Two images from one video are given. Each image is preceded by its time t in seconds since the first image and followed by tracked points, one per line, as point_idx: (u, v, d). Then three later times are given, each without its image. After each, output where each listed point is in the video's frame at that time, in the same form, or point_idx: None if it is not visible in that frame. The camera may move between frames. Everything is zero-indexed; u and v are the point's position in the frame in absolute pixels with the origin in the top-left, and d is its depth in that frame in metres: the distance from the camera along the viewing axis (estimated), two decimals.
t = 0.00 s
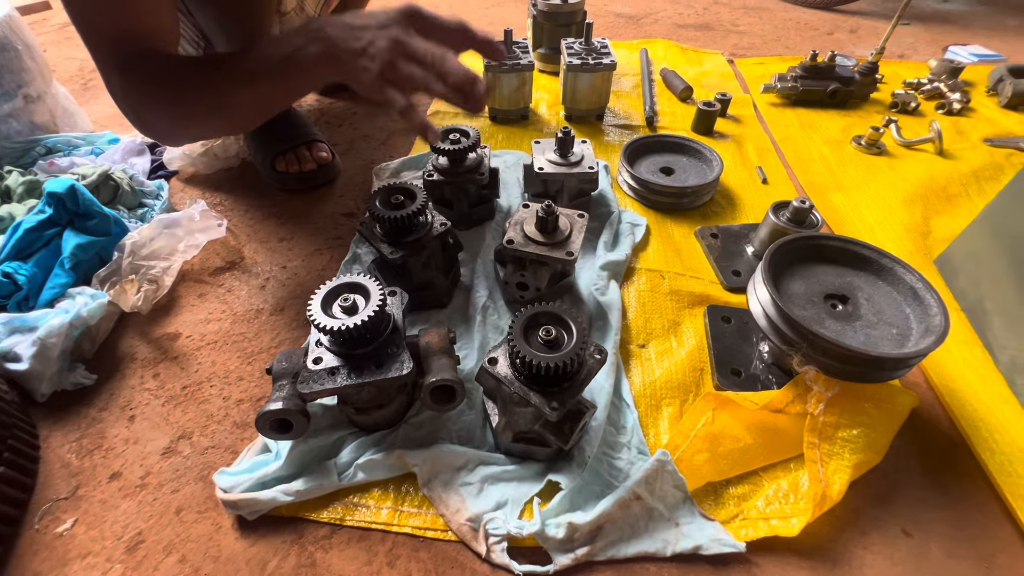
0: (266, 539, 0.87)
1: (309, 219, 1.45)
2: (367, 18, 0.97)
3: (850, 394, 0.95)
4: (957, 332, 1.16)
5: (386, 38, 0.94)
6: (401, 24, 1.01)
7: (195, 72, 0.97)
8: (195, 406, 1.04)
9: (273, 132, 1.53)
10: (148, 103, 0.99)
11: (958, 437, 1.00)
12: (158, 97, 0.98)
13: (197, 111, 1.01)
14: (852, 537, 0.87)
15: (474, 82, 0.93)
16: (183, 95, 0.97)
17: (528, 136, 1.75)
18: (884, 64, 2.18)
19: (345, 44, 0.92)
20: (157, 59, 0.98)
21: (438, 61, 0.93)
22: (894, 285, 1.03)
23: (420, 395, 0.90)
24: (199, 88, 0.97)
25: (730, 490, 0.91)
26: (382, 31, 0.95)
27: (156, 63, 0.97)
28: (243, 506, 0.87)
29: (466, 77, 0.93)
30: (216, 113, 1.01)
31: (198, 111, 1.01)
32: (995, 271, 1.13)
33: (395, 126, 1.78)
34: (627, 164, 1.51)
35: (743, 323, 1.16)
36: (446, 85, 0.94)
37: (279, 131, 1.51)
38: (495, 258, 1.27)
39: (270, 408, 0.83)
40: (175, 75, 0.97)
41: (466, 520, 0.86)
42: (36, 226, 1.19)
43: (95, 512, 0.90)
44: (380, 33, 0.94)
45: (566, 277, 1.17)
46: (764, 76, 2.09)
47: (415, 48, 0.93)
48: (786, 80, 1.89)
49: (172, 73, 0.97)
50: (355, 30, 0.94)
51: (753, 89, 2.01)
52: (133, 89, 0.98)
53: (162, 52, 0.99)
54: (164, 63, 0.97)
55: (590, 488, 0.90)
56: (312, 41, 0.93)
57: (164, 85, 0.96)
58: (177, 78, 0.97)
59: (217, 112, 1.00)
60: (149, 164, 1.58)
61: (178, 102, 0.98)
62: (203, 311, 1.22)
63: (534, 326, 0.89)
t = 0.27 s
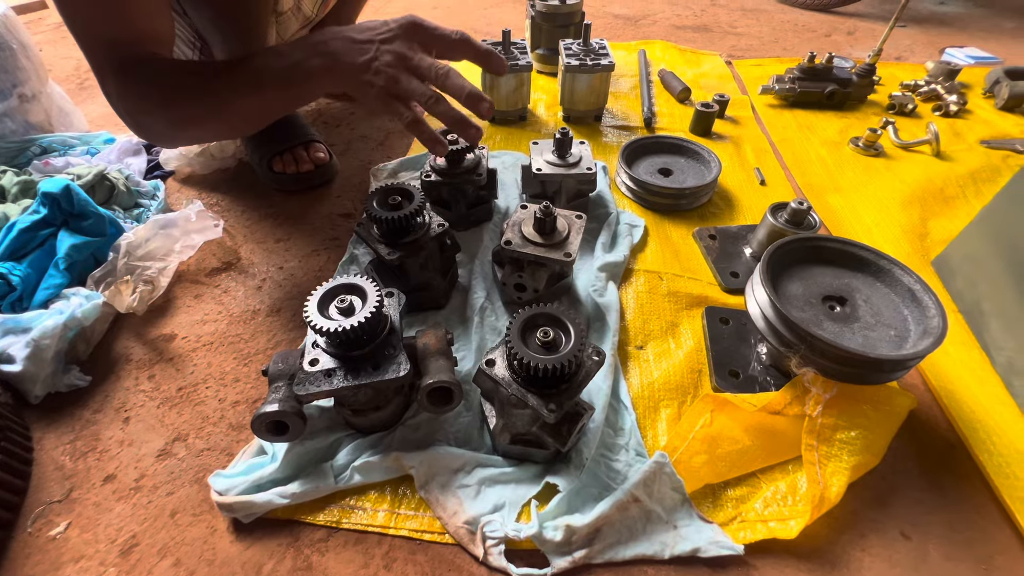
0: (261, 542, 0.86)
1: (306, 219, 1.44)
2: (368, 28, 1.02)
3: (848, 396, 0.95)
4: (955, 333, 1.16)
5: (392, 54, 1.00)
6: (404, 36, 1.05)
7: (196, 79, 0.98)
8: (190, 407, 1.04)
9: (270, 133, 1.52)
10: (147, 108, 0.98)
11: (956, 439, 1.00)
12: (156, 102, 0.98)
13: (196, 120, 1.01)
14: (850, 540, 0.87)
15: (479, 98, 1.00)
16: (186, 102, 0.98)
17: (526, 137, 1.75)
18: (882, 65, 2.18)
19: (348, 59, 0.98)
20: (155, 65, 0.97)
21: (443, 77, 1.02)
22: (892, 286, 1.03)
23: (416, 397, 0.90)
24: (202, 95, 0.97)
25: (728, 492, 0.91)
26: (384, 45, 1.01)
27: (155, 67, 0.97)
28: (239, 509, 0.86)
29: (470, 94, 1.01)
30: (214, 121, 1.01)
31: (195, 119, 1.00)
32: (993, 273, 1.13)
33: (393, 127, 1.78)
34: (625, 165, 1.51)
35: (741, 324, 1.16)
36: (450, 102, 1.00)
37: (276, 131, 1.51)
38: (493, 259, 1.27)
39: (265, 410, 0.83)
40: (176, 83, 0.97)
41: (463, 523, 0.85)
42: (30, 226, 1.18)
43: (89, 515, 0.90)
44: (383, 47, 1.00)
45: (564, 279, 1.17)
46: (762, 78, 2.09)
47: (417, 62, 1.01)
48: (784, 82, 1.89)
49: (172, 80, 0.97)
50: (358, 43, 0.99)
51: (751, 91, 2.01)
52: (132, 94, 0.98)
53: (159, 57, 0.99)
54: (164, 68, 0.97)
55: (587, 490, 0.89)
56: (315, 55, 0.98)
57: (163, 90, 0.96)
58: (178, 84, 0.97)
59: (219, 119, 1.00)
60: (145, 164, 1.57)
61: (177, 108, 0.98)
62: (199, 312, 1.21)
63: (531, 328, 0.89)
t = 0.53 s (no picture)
0: (258, 543, 0.85)
1: (304, 218, 1.43)
2: (374, 59, 1.03)
3: (851, 397, 0.94)
4: (957, 333, 1.15)
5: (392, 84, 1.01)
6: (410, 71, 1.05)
7: (198, 84, 0.97)
8: (187, 408, 1.03)
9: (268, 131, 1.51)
10: (146, 112, 0.97)
11: (958, 439, 0.99)
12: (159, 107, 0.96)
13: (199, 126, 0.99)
14: (852, 541, 0.86)
15: (477, 143, 1.02)
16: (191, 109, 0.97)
17: (526, 135, 1.74)
18: (882, 64, 2.17)
19: (355, 89, 1.00)
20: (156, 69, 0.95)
21: (445, 117, 1.02)
22: (894, 286, 1.02)
23: (416, 397, 0.89)
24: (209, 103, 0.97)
25: (729, 493, 0.90)
26: (389, 77, 1.01)
27: (155, 72, 0.95)
28: (236, 511, 0.85)
29: (471, 136, 1.02)
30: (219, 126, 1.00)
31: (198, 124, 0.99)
32: (995, 273, 1.12)
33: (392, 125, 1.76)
34: (626, 164, 1.50)
35: (742, 324, 1.15)
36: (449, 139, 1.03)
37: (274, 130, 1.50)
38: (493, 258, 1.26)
39: (263, 411, 0.82)
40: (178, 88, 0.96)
41: (462, 524, 0.84)
42: (25, 225, 1.17)
43: (84, 516, 0.89)
44: (388, 81, 1.00)
45: (564, 278, 1.16)
46: (762, 76, 2.08)
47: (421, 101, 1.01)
48: (784, 80, 1.88)
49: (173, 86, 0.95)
50: (364, 73, 1.01)
51: (751, 89, 2.00)
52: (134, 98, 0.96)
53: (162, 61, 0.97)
54: (165, 72, 0.95)
55: (588, 491, 0.89)
56: (323, 77, 1.00)
57: (164, 95, 0.95)
58: (179, 90, 0.96)
59: (220, 126, 0.99)
60: (142, 162, 1.56)
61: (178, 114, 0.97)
62: (196, 312, 1.20)
63: (531, 328, 0.88)
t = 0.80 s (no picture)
0: (254, 549, 0.84)
1: (302, 221, 1.42)
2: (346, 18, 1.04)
3: (850, 401, 0.93)
4: (956, 337, 1.15)
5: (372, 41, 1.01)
6: (382, 23, 1.08)
7: (177, 76, 1.00)
8: (183, 412, 1.02)
9: (264, 134, 1.50)
10: (131, 107, 1.00)
11: (958, 444, 0.99)
12: (141, 102, 1.00)
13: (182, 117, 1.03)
14: (852, 547, 0.86)
15: (457, 75, 1.00)
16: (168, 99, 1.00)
17: (525, 138, 1.74)
18: (881, 68, 2.18)
19: (325, 46, 0.99)
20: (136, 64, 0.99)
21: (421, 59, 1.01)
22: (893, 290, 1.02)
23: (413, 402, 0.88)
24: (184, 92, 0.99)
25: (728, 498, 0.90)
26: (361, 31, 1.03)
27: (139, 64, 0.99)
28: (231, 516, 0.85)
29: (450, 71, 1.01)
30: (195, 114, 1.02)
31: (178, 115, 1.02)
32: (994, 276, 1.12)
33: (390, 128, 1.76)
34: (624, 166, 1.50)
35: (741, 328, 1.14)
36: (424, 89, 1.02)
37: (272, 132, 1.50)
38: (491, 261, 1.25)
39: (258, 415, 0.81)
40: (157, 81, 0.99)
41: (459, 530, 0.84)
42: (21, 227, 1.17)
43: (78, 522, 0.88)
44: (360, 34, 1.02)
45: (562, 281, 1.15)
46: (761, 80, 2.08)
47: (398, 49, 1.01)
48: (783, 83, 1.88)
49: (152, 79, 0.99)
50: (335, 31, 1.01)
51: (750, 92, 2.01)
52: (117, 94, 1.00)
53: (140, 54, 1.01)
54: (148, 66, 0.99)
55: (586, 497, 0.88)
56: (292, 44, 0.99)
57: (144, 86, 0.98)
58: (163, 83, 0.99)
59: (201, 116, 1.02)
60: (140, 165, 1.55)
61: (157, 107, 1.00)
62: (192, 314, 1.19)
63: (529, 331, 0.88)
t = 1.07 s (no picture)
0: (248, 555, 0.84)
1: (300, 224, 1.42)
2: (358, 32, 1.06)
3: (848, 406, 0.93)
4: (954, 341, 1.15)
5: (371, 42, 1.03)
6: (390, 43, 1.09)
7: (178, 80, 1.01)
8: (178, 416, 1.02)
9: (261, 138, 1.50)
10: (128, 110, 1.01)
11: (956, 448, 0.98)
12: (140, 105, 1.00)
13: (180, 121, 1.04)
14: (850, 552, 0.85)
15: (443, 104, 1.01)
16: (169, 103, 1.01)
17: (523, 142, 1.74)
18: (878, 72, 2.18)
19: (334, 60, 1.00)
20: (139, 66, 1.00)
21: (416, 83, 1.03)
22: (891, 294, 1.02)
23: (409, 406, 0.88)
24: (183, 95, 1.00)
25: (726, 503, 0.89)
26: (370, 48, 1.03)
27: (139, 69, 1.00)
28: (225, 521, 0.84)
29: (440, 98, 1.03)
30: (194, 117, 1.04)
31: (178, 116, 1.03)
32: (992, 280, 1.12)
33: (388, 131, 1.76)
34: (623, 170, 1.50)
35: (739, 332, 1.14)
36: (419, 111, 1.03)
37: (270, 135, 1.49)
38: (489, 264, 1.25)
39: (254, 420, 0.81)
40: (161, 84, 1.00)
41: (456, 535, 0.83)
42: (17, 230, 1.16)
43: (71, 527, 0.87)
44: (369, 51, 1.02)
45: (560, 285, 1.15)
46: (759, 84, 2.09)
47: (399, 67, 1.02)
48: (780, 87, 1.89)
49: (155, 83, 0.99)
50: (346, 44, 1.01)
51: (748, 96, 2.01)
52: (115, 96, 1.00)
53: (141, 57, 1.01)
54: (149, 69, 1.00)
55: (583, 502, 0.88)
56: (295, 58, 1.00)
57: (146, 91, 0.99)
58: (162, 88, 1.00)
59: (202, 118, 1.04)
60: (137, 168, 1.55)
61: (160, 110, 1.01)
62: (189, 318, 1.19)
63: (527, 335, 0.87)
